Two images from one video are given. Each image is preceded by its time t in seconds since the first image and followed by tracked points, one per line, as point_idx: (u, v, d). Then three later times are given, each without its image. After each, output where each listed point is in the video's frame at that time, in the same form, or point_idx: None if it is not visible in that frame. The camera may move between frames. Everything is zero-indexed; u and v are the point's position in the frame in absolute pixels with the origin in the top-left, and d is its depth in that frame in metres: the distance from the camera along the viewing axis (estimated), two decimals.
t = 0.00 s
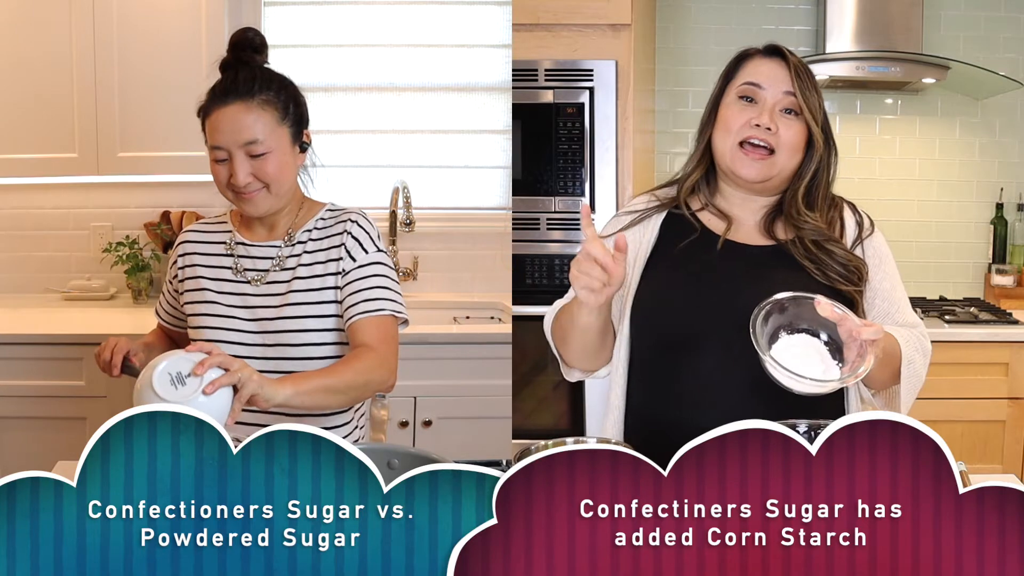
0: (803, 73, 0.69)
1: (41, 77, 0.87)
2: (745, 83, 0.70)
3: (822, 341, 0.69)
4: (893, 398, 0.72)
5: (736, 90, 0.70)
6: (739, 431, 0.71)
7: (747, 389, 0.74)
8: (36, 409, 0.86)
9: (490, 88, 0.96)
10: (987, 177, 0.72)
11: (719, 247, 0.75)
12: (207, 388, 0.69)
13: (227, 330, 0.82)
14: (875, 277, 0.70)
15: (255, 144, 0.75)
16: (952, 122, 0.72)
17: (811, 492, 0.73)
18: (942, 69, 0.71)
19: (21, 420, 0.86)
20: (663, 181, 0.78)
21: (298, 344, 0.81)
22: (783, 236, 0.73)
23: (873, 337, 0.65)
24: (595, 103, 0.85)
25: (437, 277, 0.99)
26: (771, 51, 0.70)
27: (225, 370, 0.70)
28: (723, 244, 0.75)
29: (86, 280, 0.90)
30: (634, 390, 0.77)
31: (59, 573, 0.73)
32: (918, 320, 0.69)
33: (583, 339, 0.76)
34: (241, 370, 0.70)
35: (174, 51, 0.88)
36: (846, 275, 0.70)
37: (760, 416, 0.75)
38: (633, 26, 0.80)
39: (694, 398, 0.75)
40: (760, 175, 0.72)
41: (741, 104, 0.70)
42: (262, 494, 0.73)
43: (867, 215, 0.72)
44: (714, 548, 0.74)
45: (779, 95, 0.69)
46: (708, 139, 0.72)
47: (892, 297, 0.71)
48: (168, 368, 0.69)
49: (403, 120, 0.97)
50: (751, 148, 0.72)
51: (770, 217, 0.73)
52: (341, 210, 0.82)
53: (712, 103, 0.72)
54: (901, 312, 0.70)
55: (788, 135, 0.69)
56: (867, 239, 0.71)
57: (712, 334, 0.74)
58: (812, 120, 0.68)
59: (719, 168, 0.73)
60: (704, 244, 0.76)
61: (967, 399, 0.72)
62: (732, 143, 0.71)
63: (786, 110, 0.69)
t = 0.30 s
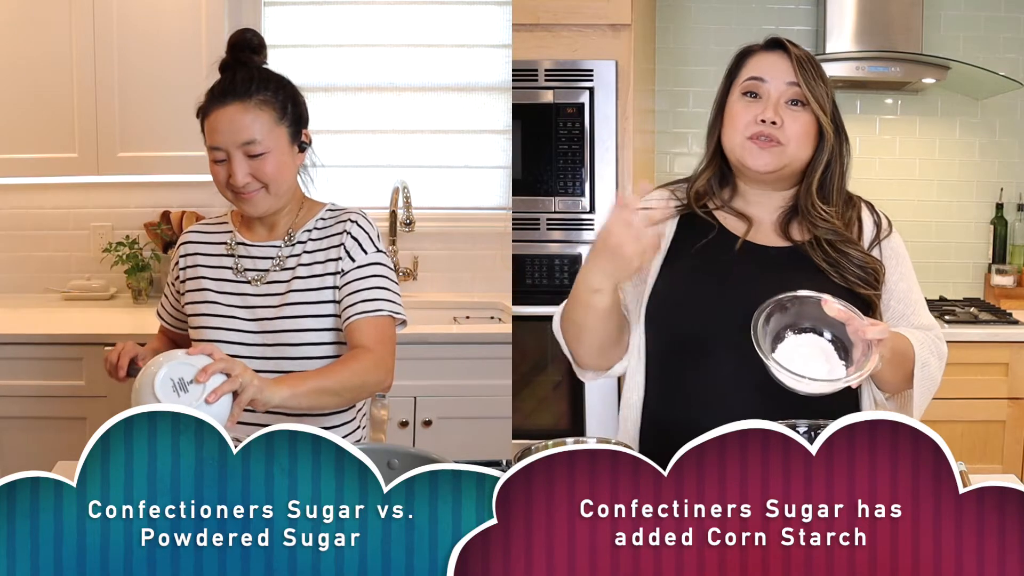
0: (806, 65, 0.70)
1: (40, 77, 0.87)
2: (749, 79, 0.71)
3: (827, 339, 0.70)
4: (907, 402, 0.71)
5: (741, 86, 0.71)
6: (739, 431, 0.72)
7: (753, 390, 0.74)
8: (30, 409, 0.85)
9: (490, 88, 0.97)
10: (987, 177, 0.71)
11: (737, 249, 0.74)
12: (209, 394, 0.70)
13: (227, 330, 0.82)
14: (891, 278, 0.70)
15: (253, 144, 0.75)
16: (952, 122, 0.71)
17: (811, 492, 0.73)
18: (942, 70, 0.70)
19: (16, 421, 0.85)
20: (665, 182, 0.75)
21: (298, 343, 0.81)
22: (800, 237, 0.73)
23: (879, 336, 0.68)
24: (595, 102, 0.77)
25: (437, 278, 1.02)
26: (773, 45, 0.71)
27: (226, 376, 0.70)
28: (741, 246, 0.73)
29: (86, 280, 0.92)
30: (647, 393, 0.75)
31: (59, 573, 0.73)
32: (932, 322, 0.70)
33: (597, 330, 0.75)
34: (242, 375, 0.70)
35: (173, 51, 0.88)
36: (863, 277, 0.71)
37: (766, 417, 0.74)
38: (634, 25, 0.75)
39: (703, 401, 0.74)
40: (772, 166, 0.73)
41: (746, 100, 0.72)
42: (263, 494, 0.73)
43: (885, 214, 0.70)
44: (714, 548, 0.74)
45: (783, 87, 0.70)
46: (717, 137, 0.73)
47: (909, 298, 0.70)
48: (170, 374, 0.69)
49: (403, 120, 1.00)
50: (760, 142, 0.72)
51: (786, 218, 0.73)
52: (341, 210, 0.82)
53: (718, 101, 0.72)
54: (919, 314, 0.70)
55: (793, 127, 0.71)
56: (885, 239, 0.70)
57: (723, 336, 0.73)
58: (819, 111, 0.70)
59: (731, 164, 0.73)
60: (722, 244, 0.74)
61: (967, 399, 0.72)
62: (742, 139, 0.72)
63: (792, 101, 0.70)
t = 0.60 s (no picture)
0: (817, 67, 0.65)
1: (40, 77, 0.87)
2: (758, 87, 0.66)
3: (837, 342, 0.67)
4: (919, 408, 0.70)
5: (750, 94, 0.67)
6: (739, 431, 0.71)
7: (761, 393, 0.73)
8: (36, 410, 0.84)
9: (490, 88, 0.99)
10: (987, 177, 0.72)
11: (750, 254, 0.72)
12: (202, 381, 0.69)
13: (229, 330, 0.82)
14: (904, 283, 0.68)
15: (253, 144, 0.74)
16: (952, 121, 0.72)
17: (811, 492, 0.73)
18: (942, 69, 0.71)
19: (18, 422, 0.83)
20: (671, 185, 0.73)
21: (299, 343, 0.81)
22: (813, 242, 0.70)
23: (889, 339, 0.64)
24: (595, 102, 0.79)
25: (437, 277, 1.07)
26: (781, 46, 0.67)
27: (218, 365, 0.69)
28: (756, 251, 0.72)
29: (86, 281, 0.93)
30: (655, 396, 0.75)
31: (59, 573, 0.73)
32: (946, 326, 0.68)
33: (609, 338, 0.71)
34: (236, 363, 0.70)
35: (173, 51, 0.88)
36: (876, 281, 0.68)
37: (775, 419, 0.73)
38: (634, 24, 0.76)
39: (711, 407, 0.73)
40: (790, 181, 0.68)
41: (757, 109, 0.67)
42: (262, 494, 0.73)
43: (899, 217, 0.69)
44: (714, 548, 0.74)
45: (795, 97, 0.65)
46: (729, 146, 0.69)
47: (922, 302, 0.69)
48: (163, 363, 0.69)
49: (403, 119, 1.00)
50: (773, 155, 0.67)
51: (799, 221, 0.70)
52: (341, 210, 0.82)
53: (727, 108, 0.69)
54: (932, 320, 0.69)
55: (809, 136, 0.66)
56: (900, 243, 0.69)
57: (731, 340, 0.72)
58: (835, 116, 0.66)
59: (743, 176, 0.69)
60: (734, 249, 0.72)
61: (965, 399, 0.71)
62: (754, 152, 0.67)
63: (807, 111, 0.65)
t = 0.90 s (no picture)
0: (828, 71, 0.65)
1: (40, 77, 0.88)
2: (772, 99, 0.66)
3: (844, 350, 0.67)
4: (928, 413, 0.71)
5: (763, 107, 0.66)
6: (738, 431, 0.71)
7: (766, 399, 0.73)
8: (37, 409, 0.86)
9: (490, 88, 0.98)
10: (987, 177, 0.72)
11: (759, 259, 0.71)
12: (207, 382, 0.69)
13: (230, 330, 0.81)
14: (914, 285, 0.68)
15: (257, 145, 0.75)
16: (952, 122, 0.72)
17: (811, 492, 0.72)
18: (942, 70, 0.71)
19: (23, 421, 0.86)
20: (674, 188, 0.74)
21: (299, 343, 0.81)
22: (823, 244, 0.70)
23: (897, 348, 0.63)
24: (595, 102, 0.79)
25: (437, 277, 1.03)
26: (791, 50, 0.66)
27: (224, 365, 0.70)
28: (766, 256, 0.71)
29: (86, 281, 0.92)
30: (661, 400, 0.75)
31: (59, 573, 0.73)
32: (955, 330, 0.68)
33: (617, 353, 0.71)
34: (240, 364, 0.70)
35: (173, 50, 0.88)
36: (883, 281, 0.69)
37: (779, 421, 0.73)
38: (634, 25, 0.76)
39: (717, 413, 0.73)
40: (805, 190, 0.68)
41: (772, 121, 0.66)
42: (263, 494, 0.73)
43: (907, 221, 0.70)
44: (714, 548, 0.74)
45: (811, 109, 0.65)
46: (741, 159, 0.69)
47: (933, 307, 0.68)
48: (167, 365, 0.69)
49: (403, 120, 0.99)
50: (790, 167, 0.67)
51: (808, 224, 0.70)
52: (343, 210, 0.83)
53: (738, 118, 0.68)
54: (941, 324, 0.68)
55: (825, 147, 0.66)
56: (908, 247, 0.69)
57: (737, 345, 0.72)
58: (847, 124, 0.66)
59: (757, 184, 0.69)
60: (743, 255, 0.72)
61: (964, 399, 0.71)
62: (769, 165, 0.67)
63: (822, 122, 0.65)
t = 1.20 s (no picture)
0: (814, 66, 0.67)
1: (40, 77, 0.89)
2: (759, 92, 0.68)
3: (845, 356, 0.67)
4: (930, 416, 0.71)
5: (751, 100, 0.68)
6: (738, 431, 0.71)
7: (766, 400, 0.73)
8: (39, 409, 0.86)
9: (490, 87, 0.99)
10: (987, 177, 0.72)
11: (759, 262, 0.72)
12: (207, 380, 0.69)
13: (230, 330, 0.81)
14: (915, 291, 0.69)
15: (257, 144, 0.74)
16: (952, 122, 0.72)
17: (811, 492, 0.72)
18: (942, 70, 0.72)
19: (24, 421, 0.86)
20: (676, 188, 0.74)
21: (300, 344, 0.82)
22: (824, 247, 0.72)
23: (897, 356, 0.64)
24: (595, 102, 0.79)
25: (436, 277, 1.04)
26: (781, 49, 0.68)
27: (223, 363, 0.70)
28: (764, 259, 0.72)
29: (85, 281, 0.92)
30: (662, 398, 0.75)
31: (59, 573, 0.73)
32: (956, 334, 0.69)
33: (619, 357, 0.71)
34: (239, 362, 0.70)
35: (173, 50, 0.88)
36: (886, 288, 0.70)
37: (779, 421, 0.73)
38: (634, 25, 0.76)
39: (719, 412, 0.73)
40: (791, 182, 0.69)
41: (759, 114, 0.68)
42: (263, 494, 0.73)
43: (909, 224, 0.70)
44: (714, 548, 0.74)
45: (796, 101, 0.67)
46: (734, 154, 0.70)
47: (933, 311, 0.69)
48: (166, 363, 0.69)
49: (403, 119, 0.99)
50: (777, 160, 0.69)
51: (808, 226, 0.72)
52: (343, 210, 0.83)
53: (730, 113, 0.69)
54: (942, 327, 0.69)
55: (811, 140, 0.67)
56: (910, 251, 0.70)
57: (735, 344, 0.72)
58: (836, 118, 0.67)
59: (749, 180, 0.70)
60: (745, 257, 0.72)
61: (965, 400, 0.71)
62: (756, 157, 0.68)
63: (809, 112, 0.67)
